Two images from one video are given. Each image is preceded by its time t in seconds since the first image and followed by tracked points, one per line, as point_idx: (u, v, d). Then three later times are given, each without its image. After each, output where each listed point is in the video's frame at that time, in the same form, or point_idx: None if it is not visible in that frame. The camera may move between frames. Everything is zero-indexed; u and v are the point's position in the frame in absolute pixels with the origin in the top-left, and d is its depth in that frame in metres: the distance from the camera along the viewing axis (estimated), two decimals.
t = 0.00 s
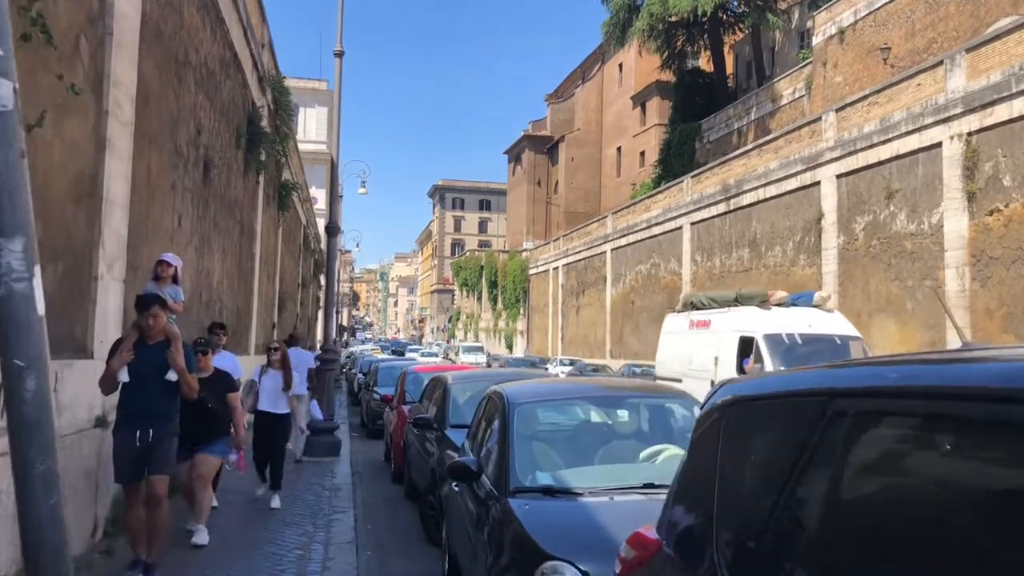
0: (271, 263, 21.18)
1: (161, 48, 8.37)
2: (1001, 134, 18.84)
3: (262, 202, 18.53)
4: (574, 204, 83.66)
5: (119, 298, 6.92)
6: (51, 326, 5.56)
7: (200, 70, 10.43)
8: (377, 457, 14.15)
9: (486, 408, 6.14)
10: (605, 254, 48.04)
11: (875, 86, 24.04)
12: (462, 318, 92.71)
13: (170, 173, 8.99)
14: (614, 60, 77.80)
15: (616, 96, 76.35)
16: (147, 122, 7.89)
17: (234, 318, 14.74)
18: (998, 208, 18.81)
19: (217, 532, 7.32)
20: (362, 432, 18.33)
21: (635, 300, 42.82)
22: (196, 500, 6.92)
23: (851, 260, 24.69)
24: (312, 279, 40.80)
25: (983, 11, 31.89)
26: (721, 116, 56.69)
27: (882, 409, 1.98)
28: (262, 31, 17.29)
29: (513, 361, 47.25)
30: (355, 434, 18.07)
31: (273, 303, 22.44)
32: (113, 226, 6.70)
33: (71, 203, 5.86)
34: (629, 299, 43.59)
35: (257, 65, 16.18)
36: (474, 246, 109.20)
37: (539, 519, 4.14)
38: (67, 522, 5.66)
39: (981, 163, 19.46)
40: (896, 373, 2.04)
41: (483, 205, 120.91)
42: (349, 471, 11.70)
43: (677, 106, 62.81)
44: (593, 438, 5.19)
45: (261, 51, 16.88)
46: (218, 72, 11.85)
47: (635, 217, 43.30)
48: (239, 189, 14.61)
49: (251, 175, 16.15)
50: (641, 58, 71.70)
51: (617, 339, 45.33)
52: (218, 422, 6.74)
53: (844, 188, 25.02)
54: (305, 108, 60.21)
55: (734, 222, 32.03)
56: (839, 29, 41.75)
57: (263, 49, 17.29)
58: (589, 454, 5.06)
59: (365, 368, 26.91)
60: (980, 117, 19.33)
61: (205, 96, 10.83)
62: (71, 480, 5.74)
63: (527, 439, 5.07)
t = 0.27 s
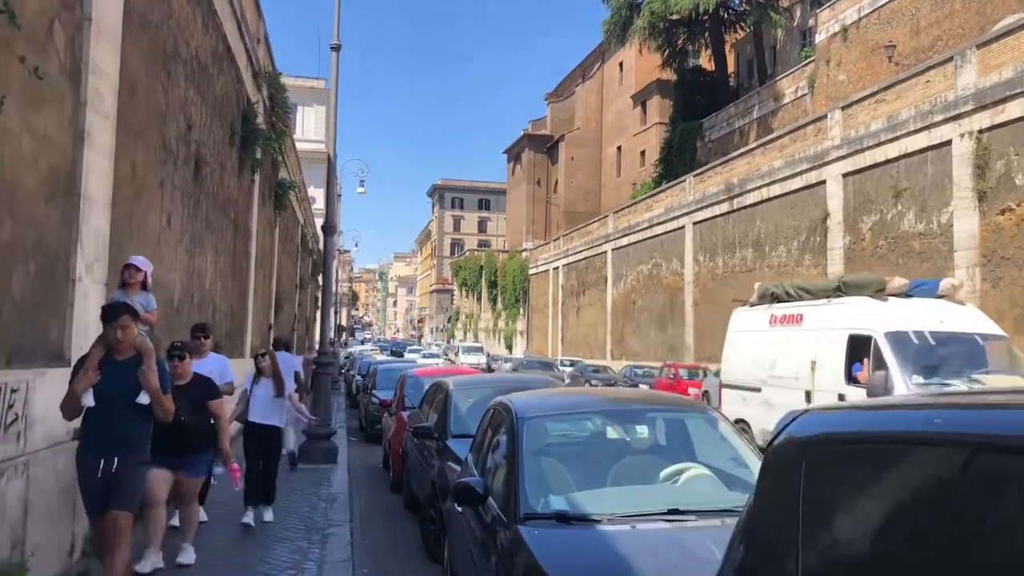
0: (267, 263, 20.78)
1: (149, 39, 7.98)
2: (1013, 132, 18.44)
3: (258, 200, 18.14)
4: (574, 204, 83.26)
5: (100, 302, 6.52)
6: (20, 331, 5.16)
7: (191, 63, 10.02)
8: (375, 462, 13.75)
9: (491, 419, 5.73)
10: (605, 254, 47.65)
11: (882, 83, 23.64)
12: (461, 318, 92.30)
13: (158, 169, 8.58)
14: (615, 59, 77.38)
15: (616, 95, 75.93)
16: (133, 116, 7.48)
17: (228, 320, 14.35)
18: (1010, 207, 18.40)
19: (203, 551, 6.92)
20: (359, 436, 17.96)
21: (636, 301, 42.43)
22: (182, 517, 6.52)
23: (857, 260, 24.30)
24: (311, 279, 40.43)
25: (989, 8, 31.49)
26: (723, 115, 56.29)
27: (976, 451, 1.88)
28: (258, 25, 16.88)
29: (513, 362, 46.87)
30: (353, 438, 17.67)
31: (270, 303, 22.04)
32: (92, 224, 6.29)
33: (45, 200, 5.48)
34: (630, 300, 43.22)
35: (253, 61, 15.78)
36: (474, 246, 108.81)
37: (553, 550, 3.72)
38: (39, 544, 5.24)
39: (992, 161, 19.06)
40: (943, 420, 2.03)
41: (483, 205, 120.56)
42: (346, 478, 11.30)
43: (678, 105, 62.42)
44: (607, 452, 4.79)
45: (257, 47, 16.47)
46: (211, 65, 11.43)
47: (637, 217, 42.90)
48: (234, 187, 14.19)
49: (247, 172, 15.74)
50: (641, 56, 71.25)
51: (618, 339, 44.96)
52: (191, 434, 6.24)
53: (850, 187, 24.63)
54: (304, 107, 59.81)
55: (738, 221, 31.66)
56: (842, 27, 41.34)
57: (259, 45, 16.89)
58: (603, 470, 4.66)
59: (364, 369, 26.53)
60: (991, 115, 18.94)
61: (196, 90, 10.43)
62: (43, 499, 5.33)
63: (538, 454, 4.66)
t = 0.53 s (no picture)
0: (263, 258, 20.38)
1: (135, 16, 7.57)
2: None
3: (254, 194, 17.73)
4: (574, 202, 82.88)
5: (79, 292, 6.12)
6: None
7: (181, 45, 9.60)
8: (373, 462, 13.34)
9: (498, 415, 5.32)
10: (606, 252, 47.27)
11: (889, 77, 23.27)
12: (459, 317, 91.91)
13: (145, 153, 8.16)
14: (614, 56, 76.98)
15: (616, 93, 75.54)
16: (117, 96, 7.08)
17: (222, 316, 13.94)
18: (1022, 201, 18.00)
19: (188, 558, 6.50)
20: (358, 435, 17.56)
21: (637, 299, 42.05)
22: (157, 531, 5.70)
23: (864, 256, 23.92)
24: (309, 278, 40.04)
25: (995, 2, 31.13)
26: (724, 112, 55.90)
27: None
28: (253, 14, 16.47)
29: (513, 361, 46.51)
30: (352, 437, 17.26)
31: (266, 301, 21.64)
32: (70, 207, 5.88)
33: (13, 178, 5.09)
34: (631, 298, 42.84)
35: (249, 50, 15.36)
36: (473, 245, 108.42)
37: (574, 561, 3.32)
38: None
39: (1003, 155, 18.66)
40: None
41: (482, 204, 120.18)
42: (342, 479, 10.90)
43: (678, 103, 62.02)
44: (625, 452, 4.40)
45: (252, 36, 16.05)
46: (203, 51, 11.01)
47: (637, 214, 42.53)
48: (228, 178, 13.77)
49: (241, 164, 15.32)
50: (641, 54, 70.82)
51: (618, 338, 44.59)
52: (158, 439, 5.39)
53: (856, 182, 24.26)
54: (302, 105, 59.40)
55: (741, 218, 31.27)
56: (845, 23, 40.96)
57: (255, 34, 16.48)
58: (620, 471, 4.27)
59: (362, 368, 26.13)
60: (1002, 107, 18.56)
61: (187, 75, 10.02)
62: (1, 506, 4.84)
63: (550, 456, 4.28)
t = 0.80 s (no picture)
0: (260, 258, 20.01)
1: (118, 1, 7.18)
2: None
3: (249, 192, 17.35)
4: (574, 202, 82.51)
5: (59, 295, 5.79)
6: None
7: (170, 35, 9.22)
8: (371, 467, 12.97)
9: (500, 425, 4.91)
10: (606, 252, 46.90)
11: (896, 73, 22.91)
12: (458, 318, 91.55)
13: (131, 145, 7.78)
14: (614, 55, 76.61)
15: (615, 92, 75.17)
16: (99, 86, 6.70)
17: (216, 317, 13.56)
18: None
19: None
20: (355, 438, 17.18)
21: (638, 300, 41.68)
22: None
23: (870, 256, 23.55)
24: (306, 278, 39.66)
25: None
26: (724, 111, 55.51)
27: None
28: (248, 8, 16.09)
29: (513, 362, 46.12)
30: (349, 441, 16.86)
31: (262, 302, 21.25)
32: (44, 201, 5.50)
33: None
34: (632, 298, 42.46)
35: (243, 44, 14.97)
36: (472, 245, 108.03)
37: None
38: None
39: (1015, 152, 18.29)
40: None
41: (481, 204, 119.82)
42: (339, 486, 10.50)
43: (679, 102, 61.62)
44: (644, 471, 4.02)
45: (247, 30, 15.67)
46: (194, 42, 10.62)
47: (638, 214, 42.18)
48: (221, 175, 13.37)
49: (235, 161, 14.93)
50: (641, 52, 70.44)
51: (619, 338, 44.23)
52: (125, 462, 4.38)
53: (862, 181, 23.89)
54: (300, 104, 59.03)
55: (744, 217, 30.91)
56: (848, 21, 40.60)
57: (250, 28, 16.09)
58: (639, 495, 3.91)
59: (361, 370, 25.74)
60: (1014, 103, 18.19)
61: (176, 66, 9.62)
62: None
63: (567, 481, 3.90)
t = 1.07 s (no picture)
0: (255, 255, 19.58)
1: None
2: None
3: (243, 187, 16.93)
4: (574, 201, 82.09)
5: (29, 285, 5.38)
6: None
7: (157, 17, 8.78)
8: (368, 470, 12.53)
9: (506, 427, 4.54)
10: (607, 250, 46.47)
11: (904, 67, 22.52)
12: (457, 317, 91.08)
13: (114, 130, 7.35)
14: (614, 53, 76.20)
15: (615, 91, 74.78)
16: (76, 64, 6.27)
17: (208, 314, 13.12)
18: None
19: None
20: (352, 439, 16.75)
21: (639, 298, 41.26)
22: None
23: (877, 253, 23.13)
24: (304, 277, 39.25)
25: None
26: (726, 108, 55.11)
27: None
28: None
29: (513, 362, 45.70)
30: (346, 442, 16.42)
31: (258, 299, 20.83)
32: (12, 183, 5.08)
33: None
34: (633, 297, 42.05)
35: (237, 33, 14.53)
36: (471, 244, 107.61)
37: None
38: None
39: None
40: None
41: (480, 203, 119.37)
42: (333, 489, 10.07)
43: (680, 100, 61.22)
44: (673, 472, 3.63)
45: (241, 20, 15.24)
46: (183, 26, 10.18)
47: (640, 212, 41.76)
48: (213, 167, 12.94)
49: (228, 154, 14.50)
50: (642, 50, 70.04)
51: (620, 338, 43.82)
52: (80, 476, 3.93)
53: (869, 176, 23.47)
54: (298, 102, 58.59)
55: (747, 215, 30.50)
56: (851, 16, 40.19)
57: (244, 18, 15.66)
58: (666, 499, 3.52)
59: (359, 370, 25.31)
60: None
61: (163, 50, 9.18)
62: None
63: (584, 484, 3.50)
